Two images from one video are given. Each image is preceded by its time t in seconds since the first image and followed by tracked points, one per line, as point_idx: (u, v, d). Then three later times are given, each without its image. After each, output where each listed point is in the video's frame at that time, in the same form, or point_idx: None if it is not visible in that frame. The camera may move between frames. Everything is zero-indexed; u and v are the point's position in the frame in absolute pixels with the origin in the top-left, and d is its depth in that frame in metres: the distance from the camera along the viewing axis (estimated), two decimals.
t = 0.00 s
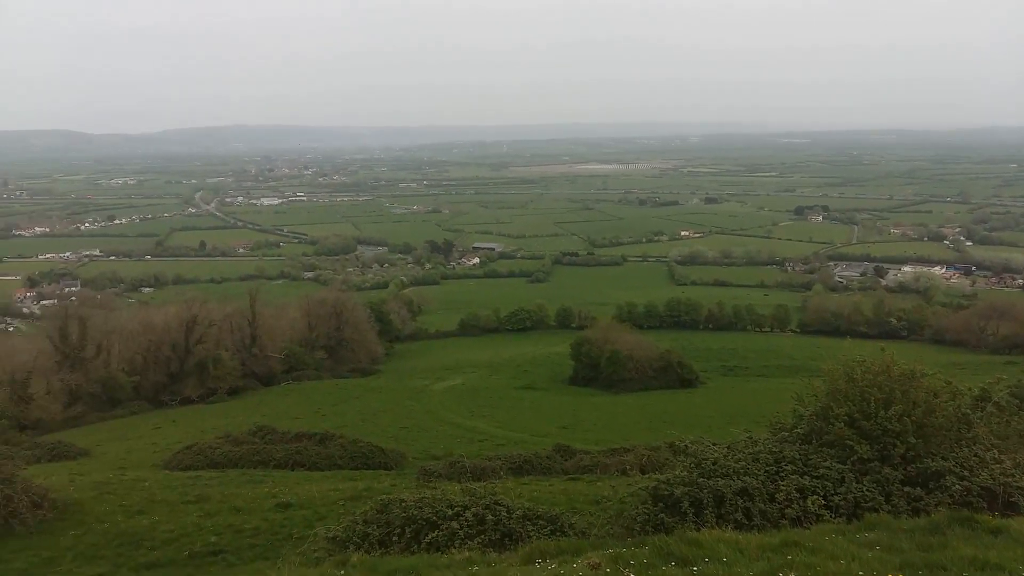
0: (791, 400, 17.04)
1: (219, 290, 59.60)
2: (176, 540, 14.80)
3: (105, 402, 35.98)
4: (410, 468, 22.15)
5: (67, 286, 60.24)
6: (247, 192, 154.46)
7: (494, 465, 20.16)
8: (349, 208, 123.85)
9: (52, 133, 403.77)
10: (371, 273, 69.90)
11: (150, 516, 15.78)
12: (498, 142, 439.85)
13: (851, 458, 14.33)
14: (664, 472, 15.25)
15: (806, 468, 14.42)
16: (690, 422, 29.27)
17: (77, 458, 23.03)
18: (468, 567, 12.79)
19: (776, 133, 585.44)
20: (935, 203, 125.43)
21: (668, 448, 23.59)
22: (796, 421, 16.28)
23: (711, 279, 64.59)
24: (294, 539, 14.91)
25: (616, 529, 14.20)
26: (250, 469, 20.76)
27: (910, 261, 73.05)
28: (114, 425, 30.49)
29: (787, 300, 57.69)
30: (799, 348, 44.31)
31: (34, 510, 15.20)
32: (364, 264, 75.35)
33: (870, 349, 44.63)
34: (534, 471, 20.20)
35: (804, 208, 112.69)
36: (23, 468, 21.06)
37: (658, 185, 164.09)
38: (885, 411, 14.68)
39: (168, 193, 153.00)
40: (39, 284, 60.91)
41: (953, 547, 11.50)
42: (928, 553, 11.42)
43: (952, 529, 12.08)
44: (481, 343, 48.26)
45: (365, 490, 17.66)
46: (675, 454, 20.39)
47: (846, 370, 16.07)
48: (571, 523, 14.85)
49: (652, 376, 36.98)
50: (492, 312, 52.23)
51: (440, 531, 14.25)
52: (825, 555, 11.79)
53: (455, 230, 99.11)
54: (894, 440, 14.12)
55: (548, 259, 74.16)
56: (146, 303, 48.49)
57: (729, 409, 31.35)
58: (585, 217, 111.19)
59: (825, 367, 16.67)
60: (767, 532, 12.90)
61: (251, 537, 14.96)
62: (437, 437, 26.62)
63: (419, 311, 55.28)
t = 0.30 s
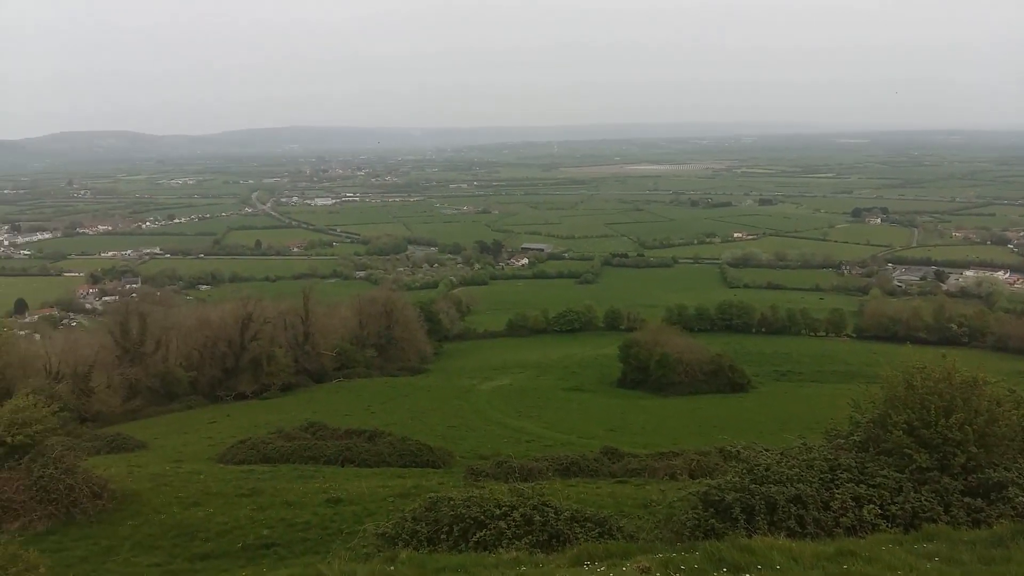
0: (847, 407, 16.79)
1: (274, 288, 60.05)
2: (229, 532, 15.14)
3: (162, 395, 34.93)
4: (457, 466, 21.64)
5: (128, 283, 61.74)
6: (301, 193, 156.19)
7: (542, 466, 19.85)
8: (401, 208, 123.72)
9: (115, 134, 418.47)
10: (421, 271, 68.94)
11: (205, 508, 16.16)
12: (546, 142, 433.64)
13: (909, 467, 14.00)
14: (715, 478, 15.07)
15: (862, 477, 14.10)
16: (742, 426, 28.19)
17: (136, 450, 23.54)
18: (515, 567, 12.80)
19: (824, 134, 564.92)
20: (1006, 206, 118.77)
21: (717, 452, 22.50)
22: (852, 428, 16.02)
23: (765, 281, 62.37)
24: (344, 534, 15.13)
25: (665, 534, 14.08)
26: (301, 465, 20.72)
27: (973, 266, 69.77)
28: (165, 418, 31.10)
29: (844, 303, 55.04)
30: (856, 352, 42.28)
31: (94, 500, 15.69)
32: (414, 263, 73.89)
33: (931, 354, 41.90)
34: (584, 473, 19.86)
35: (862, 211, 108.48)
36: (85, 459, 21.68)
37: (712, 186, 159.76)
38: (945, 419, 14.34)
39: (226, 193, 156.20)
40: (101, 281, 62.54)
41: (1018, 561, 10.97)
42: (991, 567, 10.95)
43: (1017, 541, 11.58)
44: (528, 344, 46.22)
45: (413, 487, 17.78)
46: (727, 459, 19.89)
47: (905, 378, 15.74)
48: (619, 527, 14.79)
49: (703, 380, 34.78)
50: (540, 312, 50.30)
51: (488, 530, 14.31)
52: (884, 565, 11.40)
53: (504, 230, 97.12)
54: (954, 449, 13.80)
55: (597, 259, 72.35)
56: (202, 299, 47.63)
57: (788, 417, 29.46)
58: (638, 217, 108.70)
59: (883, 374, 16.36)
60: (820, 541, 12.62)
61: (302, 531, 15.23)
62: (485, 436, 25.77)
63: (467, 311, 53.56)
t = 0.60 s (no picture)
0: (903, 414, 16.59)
1: (325, 286, 60.63)
2: (280, 524, 15.44)
3: (216, 391, 34.65)
4: (503, 467, 21.35)
5: (185, 280, 63.25)
6: (352, 193, 158.02)
7: (588, 467, 19.79)
8: (450, 208, 123.76)
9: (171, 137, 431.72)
10: (468, 271, 68.67)
11: (255, 501, 16.49)
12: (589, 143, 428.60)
13: (968, 476, 13.70)
14: (766, 484, 14.94)
15: (918, 485, 13.85)
16: (792, 430, 27.46)
17: (191, 442, 24.12)
18: (561, 568, 12.78)
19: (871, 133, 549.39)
20: None
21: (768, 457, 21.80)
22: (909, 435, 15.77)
23: (818, 284, 60.57)
24: (391, 530, 15.33)
25: (714, 539, 13.98)
26: (350, 460, 20.72)
27: None
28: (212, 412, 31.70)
29: (901, 307, 52.93)
30: (911, 359, 40.68)
31: (149, 490, 16.12)
32: (462, 262, 73.89)
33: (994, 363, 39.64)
34: (630, 475, 19.71)
35: (921, 214, 104.50)
36: (143, 450, 22.30)
37: (765, 187, 155.97)
38: (1007, 428, 14.01)
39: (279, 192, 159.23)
40: (159, 277, 64.17)
41: None
42: None
43: None
44: (575, 343, 45.52)
45: (459, 485, 17.90)
46: (776, 464, 19.60)
47: (965, 386, 15.49)
48: (667, 530, 14.77)
49: (753, 384, 33.77)
50: (586, 313, 49.58)
51: (534, 529, 14.37)
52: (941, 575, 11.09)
53: (551, 230, 96.57)
54: (1015, 459, 13.47)
55: (646, 260, 71.24)
56: (255, 298, 48.19)
57: (838, 423, 28.58)
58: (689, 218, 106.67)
59: (940, 381, 16.15)
60: (874, 549, 12.39)
61: (350, 526, 15.44)
62: (529, 435, 25.64)
63: (514, 311, 52.91)
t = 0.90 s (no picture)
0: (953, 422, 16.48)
1: (367, 284, 61.05)
2: (320, 519, 15.62)
3: (258, 386, 34.89)
4: (541, 467, 21.22)
5: (230, 276, 64.41)
6: (394, 191, 159.21)
7: (627, 469, 19.71)
8: (490, 208, 123.96)
9: (219, 134, 442.13)
10: (508, 271, 68.62)
11: (297, 495, 16.70)
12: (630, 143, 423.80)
13: (1020, 487, 13.43)
14: (809, 491, 14.77)
15: (968, 495, 13.60)
16: (835, 436, 26.95)
17: (234, 436, 24.53)
18: (599, 569, 12.74)
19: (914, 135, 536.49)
20: None
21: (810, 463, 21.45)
22: (958, 444, 15.57)
23: (863, 288, 59.31)
24: (430, 527, 15.46)
25: (755, 545, 13.85)
26: (388, 457, 20.86)
27: None
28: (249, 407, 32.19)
29: (951, 313, 51.45)
30: (959, 368, 39.60)
31: (194, 482, 16.41)
32: (502, 262, 73.93)
33: None
34: (669, 477, 19.58)
35: (973, 219, 101.44)
36: (189, 442, 22.76)
37: (811, 189, 152.79)
38: None
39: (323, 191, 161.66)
40: (205, 274, 65.54)
41: None
42: None
43: None
44: (615, 345, 45.22)
45: (497, 484, 17.94)
46: (819, 471, 19.29)
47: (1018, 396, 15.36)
48: (707, 535, 14.69)
49: (796, 390, 33.34)
50: (626, 315, 49.20)
51: (573, 531, 14.36)
52: None
53: (592, 231, 96.20)
54: None
55: (687, 262, 70.51)
56: (299, 295, 48.71)
57: (882, 430, 27.95)
58: (733, 220, 105.21)
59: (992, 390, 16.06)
60: (921, 558, 12.16)
61: (389, 522, 15.58)
62: (566, 436, 25.43)
63: (553, 311, 52.69)
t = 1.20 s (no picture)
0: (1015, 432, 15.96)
1: (416, 285, 61.56)
2: (368, 518, 15.77)
3: (309, 385, 35.48)
4: (586, 471, 21.01)
5: (282, 277, 65.63)
6: (442, 193, 160.58)
7: (675, 474, 19.54)
8: (537, 210, 124.11)
9: (272, 137, 454.36)
10: (554, 273, 68.57)
11: (345, 492, 16.92)
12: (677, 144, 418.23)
13: None
14: (862, 500, 14.49)
15: None
16: (888, 445, 26.22)
17: (285, 434, 24.98)
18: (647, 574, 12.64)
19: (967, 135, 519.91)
20: None
21: (865, 471, 20.91)
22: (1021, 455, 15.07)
23: (921, 293, 57.51)
24: (476, 527, 15.51)
25: (805, 553, 13.64)
26: (436, 457, 20.97)
27: None
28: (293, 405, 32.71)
29: (1014, 321, 49.47)
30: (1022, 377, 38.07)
31: (246, 478, 16.71)
32: (549, 264, 74.01)
33: None
34: (717, 484, 19.35)
35: None
36: (241, 439, 23.26)
37: (866, 191, 148.86)
38: None
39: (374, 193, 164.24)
40: (258, 274, 67.07)
41: None
42: None
43: None
44: (663, 348, 44.78)
45: (543, 486, 17.92)
46: (874, 480, 18.85)
47: None
48: (756, 543, 14.51)
49: (850, 398, 32.63)
50: (674, 318, 48.71)
51: (619, 535, 14.31)
52: None
53: (639, 233, 95.63)
54: None
55: (737, 265, 69.53)
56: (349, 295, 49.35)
57: (937, 440, 27.09)
58: (785, 223, 103.25)
59: None
60: (980, 571, 11.81)
61: (435, 522, 15.68)
62: (612, 439, 25.18)
63: (600, 313, 52.41)
